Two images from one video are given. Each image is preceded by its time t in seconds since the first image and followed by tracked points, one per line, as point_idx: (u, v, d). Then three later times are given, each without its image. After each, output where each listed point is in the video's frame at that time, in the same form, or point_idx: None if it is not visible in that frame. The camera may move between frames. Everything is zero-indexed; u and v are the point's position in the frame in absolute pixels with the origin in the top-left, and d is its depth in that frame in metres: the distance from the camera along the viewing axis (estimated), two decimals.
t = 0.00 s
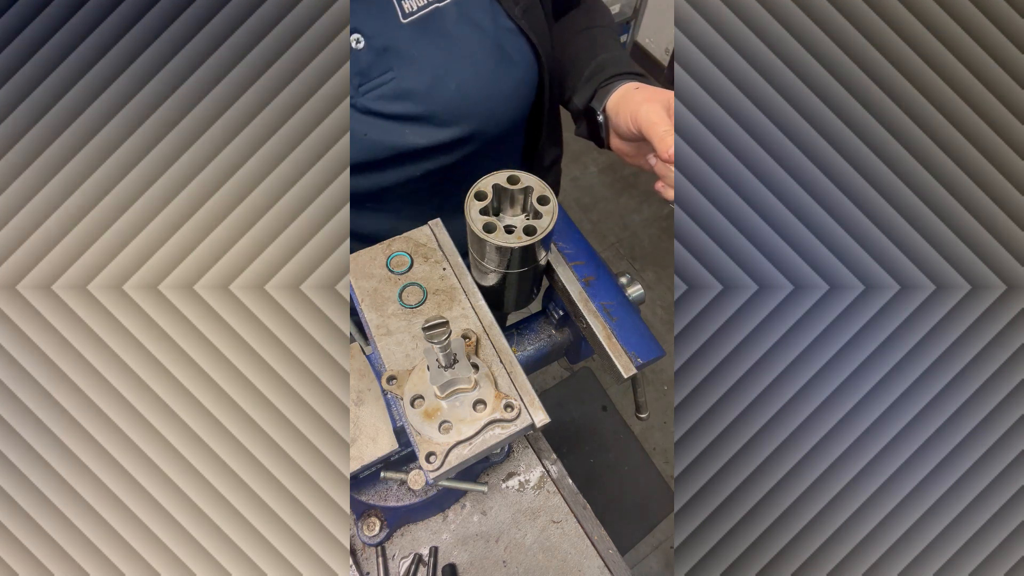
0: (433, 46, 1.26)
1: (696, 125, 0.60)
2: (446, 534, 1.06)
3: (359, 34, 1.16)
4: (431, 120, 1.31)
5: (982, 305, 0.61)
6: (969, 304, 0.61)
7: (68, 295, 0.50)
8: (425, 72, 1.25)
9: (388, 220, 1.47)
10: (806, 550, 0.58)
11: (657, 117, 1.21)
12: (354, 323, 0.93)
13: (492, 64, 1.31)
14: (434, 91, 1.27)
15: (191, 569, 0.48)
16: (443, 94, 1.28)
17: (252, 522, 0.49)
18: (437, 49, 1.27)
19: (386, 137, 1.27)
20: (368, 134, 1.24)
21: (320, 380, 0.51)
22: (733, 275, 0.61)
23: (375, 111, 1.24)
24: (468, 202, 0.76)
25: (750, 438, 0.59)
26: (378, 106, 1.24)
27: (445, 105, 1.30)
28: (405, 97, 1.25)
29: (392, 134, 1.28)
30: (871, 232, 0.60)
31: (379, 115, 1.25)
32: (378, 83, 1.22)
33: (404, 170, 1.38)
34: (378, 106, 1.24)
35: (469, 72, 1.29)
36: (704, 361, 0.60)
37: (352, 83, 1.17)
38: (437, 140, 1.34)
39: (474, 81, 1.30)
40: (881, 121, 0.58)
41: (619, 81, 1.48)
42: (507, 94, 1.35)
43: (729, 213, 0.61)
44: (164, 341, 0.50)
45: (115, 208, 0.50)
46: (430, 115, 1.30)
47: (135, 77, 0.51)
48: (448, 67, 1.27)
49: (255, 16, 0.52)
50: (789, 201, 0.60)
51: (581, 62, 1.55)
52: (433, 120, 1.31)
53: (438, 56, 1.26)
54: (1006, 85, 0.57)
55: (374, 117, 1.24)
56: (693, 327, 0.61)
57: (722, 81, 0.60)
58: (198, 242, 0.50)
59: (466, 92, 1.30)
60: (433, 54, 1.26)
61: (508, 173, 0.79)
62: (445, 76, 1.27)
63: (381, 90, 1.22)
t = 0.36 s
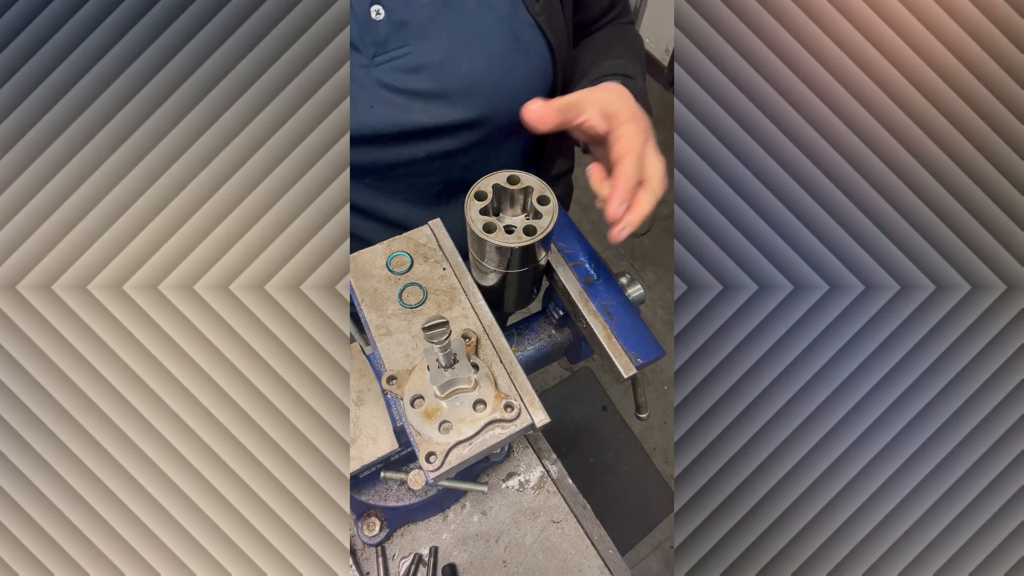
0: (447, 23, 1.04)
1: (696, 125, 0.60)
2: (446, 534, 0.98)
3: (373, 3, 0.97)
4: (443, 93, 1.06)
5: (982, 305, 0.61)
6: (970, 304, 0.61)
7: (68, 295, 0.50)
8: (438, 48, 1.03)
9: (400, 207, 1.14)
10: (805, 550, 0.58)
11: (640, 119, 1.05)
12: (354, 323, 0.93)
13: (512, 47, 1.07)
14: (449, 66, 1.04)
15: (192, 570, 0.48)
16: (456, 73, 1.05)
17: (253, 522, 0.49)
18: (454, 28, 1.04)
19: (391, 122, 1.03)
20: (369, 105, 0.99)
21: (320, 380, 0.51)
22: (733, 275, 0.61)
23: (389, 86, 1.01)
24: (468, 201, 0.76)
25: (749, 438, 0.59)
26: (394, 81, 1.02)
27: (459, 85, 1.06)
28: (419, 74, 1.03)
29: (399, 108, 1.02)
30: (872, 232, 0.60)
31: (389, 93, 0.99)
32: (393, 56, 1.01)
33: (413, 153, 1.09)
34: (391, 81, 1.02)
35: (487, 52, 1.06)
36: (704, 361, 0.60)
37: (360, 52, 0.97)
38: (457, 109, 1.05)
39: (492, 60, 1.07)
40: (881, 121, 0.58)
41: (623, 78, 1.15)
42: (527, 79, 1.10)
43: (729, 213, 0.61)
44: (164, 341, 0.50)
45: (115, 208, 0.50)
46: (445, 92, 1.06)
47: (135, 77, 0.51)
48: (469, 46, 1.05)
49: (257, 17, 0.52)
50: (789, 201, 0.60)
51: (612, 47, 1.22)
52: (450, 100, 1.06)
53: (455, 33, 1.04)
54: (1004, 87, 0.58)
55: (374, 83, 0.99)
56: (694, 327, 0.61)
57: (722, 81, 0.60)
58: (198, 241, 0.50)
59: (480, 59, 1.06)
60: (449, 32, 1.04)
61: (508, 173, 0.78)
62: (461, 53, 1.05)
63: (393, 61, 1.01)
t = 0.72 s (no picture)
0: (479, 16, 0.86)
1: (696, 125, 0.60)
2: (446, 534, 0.98)
3: None
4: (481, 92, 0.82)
5: (982, 304, 0.61)
6: (970, 304, 0.61)
7: (69, 295, 0.50)
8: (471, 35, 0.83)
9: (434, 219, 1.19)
10: (806, 550, 0.58)
11: (599, 187, 0.96)
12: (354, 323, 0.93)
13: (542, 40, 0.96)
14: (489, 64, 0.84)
15: (192, 570, 0.48)
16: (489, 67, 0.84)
17: (252, 523, 0.49)
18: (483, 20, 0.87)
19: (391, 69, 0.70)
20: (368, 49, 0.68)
21: (320, 380, 0.51)
22: (734, 276, 0.61)
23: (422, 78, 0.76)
24: (468, 201, 0.75)
25: (749, 438, 0.59)
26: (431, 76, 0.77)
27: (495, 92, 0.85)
28: (454, 70, 0.78)
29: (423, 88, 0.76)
30: (873, 232, 0.60)
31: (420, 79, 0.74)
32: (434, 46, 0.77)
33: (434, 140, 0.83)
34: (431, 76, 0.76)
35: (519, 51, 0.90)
36: (705, 361, 0.60)
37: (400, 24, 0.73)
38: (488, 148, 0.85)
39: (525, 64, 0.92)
40: (881, 121, 0.58)
41: (589, 117, 1.00)
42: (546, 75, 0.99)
43: (729, 213, 0.61)
44: (164, 341, 0.50)
45: (116, 209, 0.50)
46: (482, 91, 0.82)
47: (134, 77, 0.51)
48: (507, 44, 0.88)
49: (256, 18, 0.52)
50: (790, 201, 0.60)
51: (606, 64, 1.05)
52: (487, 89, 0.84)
53: (488, 28, 0.86)
54: (1005, 85, 0.58)
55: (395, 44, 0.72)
56: (694, 327, 0.61)
57: (721, 80, 0.60)
58: (198, 242, 0.51)
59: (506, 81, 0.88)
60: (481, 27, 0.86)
61: (507, 172, 0.77)
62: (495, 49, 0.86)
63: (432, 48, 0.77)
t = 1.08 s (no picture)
0: (502, 23, 1.03)
1: (696, 127, 0.61)
2: (446, 534, 0.97)
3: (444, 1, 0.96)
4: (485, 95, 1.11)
5: (982, 304, 0.61)
6: (969, 304, 0.61)
7: (68, 295, 0.50)
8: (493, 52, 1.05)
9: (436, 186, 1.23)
10: (806, 551, 0.58)
11: (595, 192, 0.97)
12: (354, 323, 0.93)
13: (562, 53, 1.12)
14: (496, 72, 1.08)
15: (191, 570, 0.47)
16: (502, 79, 1.10)
17: (252, 523, 0.49)
18: (507, 30, 1.05)
19: (400, 50, 0.90)
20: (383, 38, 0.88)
21: (320, 380, 0.51)
22: (733, 276, 0.62)
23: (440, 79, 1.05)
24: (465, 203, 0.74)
25: (750, 438, 0.59)
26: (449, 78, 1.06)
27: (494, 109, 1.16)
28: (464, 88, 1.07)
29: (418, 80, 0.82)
30: (873, 233, 0.60)
31: (416, 66, 0.92)
32: (454, 53, 1.03)
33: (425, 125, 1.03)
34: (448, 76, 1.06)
35: (536, 64, 1.11)
36: (704, 360, 0.61)
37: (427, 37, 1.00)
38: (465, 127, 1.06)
39: (539, 69, 1.12)
40: (880, 121, 0.58)
41: (581, 128, 1.08)
42: (546, 95, 1.17)
43: (729, 213, 0.61)
44: (164, 340, 0.50)
45: (116, 208, 0.50)
46: (485, 96, 1.12)
47: (134, 75, 0.50)
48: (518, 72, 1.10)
49: (255, 17, 0.52)
50: (789, 202, 0.60)
51: (609, 88, 1.17)
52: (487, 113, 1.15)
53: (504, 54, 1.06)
54: (1006, 85, 0.57)
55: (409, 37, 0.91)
56: (694, 326, 0.62)
57: (720, 81, 0.61)
58: (198, 242, 0.51)
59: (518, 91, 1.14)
60: (503, 38, 1.05)
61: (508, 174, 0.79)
62: (512, 63, 1.09)
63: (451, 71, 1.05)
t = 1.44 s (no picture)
0: (509, 27, 1.03)
1: (696, 126, 0.60)
2: (446, 534, 0.98)
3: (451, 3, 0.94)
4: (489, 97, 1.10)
5: (982, 304, 0.61)
6: (969, 304, 0.61)
7: (68, 295, 0.50)
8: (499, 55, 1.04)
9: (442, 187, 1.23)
10: (806, 551, 0.58)
11: (596, 193, 0.97)
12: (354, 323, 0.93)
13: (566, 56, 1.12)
14: (501, 76, 1.08)
15: (192, 570, 0.47)
16: (507, 82, 1.09)
17: (252, 523, 0.49)
18: (514, 36, 1.04)
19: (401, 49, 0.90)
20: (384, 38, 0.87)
21: (320, 380, 0.51)
22: (733, 275, 0.62)
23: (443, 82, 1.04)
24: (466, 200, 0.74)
25: (750, 438, 0.59)
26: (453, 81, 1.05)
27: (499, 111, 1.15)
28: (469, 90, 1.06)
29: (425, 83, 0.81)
30: (873, 233, 0.60)
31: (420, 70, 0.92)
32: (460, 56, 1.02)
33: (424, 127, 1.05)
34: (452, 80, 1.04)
35: (541, 67, 1.10)
36: (704, 360, 0.61)
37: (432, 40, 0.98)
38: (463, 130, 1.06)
39: (544, 72, 1.11)
40: (881, 121, 0.58)
41: (580, 129, 1.08)
42: (547, 96, 1.17)
43: (728, 213, 0.61)
44: (164, 340, 0.50)
45: (115, 208, 0.50)
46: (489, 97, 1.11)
47: (133, 75, 0.50)
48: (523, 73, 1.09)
49: (255, 17, 0.52)
50: (789, 202, 0.60)
51: (610, 91, 1.17)
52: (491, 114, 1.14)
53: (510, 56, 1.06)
54: (1006, 86, 0.57)
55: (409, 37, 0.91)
56: (693, 326, 0.62)
57: (720, 81, 0.61)
58: (198, 242, 0.51)
59: (524, 93, 1.13)
60: (509, 42, 1.04)
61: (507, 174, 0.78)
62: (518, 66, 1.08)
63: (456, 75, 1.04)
